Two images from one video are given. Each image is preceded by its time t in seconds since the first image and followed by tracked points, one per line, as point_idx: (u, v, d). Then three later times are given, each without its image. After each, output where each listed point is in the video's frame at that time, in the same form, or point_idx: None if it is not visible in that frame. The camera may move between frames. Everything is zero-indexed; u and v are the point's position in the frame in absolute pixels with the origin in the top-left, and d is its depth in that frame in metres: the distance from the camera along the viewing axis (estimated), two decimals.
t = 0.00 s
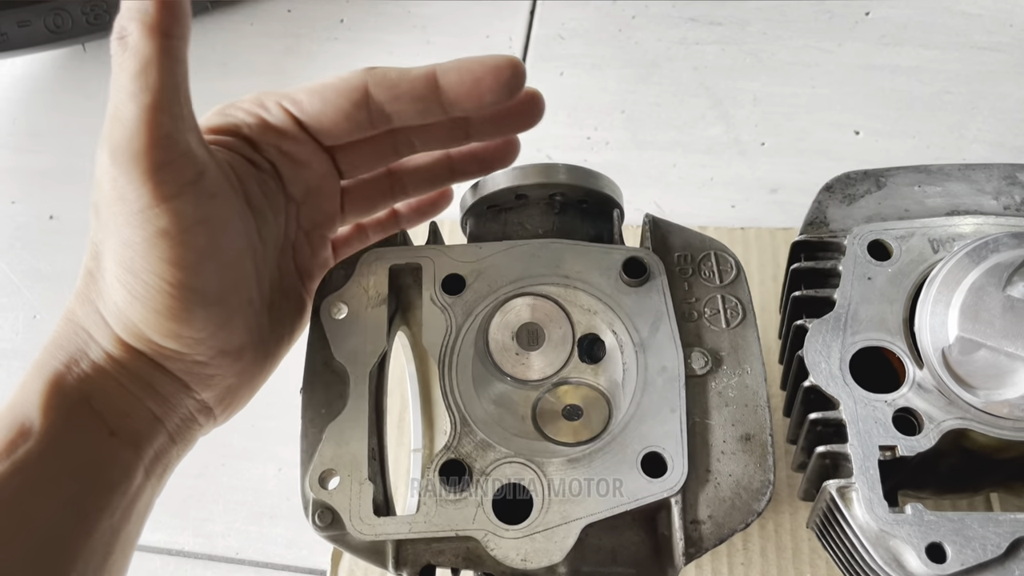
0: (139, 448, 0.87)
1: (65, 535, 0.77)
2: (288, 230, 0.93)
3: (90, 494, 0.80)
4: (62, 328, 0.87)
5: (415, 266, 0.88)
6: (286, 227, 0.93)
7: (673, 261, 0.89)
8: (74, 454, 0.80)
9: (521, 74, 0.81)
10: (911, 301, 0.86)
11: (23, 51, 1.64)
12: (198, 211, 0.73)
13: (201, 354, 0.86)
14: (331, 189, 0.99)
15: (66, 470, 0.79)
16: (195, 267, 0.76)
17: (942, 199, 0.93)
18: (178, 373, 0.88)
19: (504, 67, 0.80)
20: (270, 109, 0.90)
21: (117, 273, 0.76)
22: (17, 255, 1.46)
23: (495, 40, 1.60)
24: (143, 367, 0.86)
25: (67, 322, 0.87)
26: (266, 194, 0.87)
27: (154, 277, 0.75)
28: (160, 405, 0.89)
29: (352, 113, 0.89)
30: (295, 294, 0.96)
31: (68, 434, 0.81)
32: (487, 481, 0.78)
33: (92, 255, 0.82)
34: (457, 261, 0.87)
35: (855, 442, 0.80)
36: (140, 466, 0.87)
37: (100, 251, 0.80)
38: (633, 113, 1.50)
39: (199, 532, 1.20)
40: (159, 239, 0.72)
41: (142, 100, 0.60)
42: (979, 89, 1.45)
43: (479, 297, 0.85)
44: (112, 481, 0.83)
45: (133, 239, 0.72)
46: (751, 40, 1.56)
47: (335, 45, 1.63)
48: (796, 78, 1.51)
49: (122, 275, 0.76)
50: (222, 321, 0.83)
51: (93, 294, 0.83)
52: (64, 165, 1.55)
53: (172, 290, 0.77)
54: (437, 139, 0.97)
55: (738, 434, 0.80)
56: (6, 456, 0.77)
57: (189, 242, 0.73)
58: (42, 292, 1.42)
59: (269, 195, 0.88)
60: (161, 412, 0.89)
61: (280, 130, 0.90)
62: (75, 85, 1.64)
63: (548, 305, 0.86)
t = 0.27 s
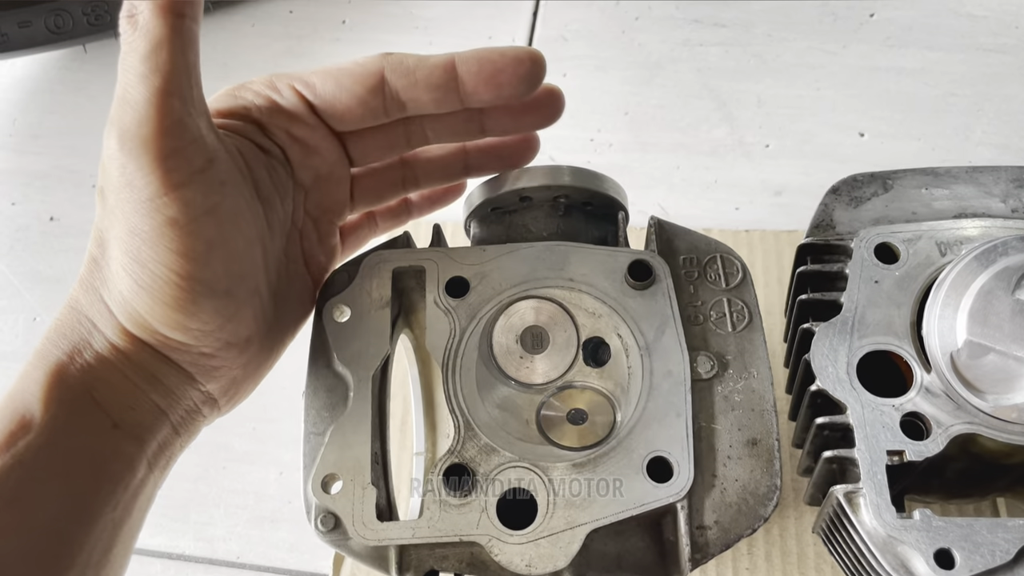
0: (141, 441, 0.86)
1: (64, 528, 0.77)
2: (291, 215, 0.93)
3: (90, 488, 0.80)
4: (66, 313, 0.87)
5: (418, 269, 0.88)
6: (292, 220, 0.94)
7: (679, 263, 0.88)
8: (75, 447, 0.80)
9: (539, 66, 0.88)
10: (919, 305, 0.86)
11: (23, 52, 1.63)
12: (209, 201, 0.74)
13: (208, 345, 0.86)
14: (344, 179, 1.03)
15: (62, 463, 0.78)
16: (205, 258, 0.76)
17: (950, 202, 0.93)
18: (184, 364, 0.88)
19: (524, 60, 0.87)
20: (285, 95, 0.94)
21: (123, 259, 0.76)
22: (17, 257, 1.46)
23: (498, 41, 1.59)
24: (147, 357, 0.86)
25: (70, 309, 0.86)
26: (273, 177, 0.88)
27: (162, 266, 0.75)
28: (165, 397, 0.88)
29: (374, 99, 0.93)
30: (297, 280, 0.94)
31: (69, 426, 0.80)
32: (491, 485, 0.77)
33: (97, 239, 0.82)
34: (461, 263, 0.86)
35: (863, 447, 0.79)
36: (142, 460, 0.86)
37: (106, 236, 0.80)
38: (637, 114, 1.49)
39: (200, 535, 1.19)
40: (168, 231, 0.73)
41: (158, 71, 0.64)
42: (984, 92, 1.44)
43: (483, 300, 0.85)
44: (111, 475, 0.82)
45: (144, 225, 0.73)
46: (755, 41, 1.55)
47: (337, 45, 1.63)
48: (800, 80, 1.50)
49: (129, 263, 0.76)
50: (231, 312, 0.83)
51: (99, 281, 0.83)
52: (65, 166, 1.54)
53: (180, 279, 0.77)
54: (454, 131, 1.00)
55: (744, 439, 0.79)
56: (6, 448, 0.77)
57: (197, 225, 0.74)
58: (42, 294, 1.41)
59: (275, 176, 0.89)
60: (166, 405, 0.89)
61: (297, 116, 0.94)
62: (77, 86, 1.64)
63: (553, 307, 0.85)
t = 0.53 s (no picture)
0: (139, 459, 0.98)
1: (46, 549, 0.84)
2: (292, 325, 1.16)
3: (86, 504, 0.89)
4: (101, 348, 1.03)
5: (418, 269, 0.87)
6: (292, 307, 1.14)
7: (681, 264, 0.88)
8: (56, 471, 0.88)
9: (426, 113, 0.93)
10: (923, 305, 0.85)
11: (21, 52, 1.62)
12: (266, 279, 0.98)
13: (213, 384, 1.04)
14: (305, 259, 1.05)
15: (48, 495, 0.87)
16: (239, 328, 1.00)
17: (954, 202, 0.92)
18: (191, 398, 1.04)
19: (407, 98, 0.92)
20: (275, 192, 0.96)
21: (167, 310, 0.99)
22: (14, 257, 1.45)
23: (498, 41, 1.59)
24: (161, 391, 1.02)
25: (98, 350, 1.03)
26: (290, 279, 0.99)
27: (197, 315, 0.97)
28: (169, 426, 1.03)
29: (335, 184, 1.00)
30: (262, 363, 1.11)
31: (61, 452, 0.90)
32: (492, 488, 0.76)
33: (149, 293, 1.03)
34: (462, 264, 0.85)
35: (867, 449, 0.78)
36: (139, 481, 0.97)
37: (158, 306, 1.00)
38: (638, 114, 1.49)
39: (198, 537, 1.19)
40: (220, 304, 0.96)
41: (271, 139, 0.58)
42: (987, 92, 1.44)
43: (484, 301, 0.84)
44: (103, 495, 0.91)
45: (195, 291, 0.96)
46: (757, 41, 1.55)
47: (337, 45, 1.62)
48: (802, 80, 1.49)
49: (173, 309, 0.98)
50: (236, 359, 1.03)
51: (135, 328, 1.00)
52: (63, 166, 1.54)
53: (209, 332, 0.98)
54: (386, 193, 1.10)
55: (747, 441, 0.78)
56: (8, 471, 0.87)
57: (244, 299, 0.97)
58: (40, 295, 1.41)
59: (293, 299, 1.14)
60: (164, 436, 1.02)
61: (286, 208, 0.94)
62: (75, 85, 1.63)
63: (553, 308, 0.84)
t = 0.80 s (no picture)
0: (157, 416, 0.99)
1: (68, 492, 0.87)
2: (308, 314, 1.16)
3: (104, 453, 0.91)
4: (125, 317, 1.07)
5: (422, 266, 0.87)
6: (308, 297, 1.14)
7: (684, 261, 0.88)
8: (76, 420, 0.92)
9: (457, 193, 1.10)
10: (924, 302, 0.85)
11: (22, 50, 1.62)
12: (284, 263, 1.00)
13: (228, 353, 1.06)
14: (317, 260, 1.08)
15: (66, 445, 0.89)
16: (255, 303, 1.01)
17: (955, 200, 0.92)
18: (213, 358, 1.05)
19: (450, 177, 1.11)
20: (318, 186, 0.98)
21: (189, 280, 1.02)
22: (17, 255, 1.45)
23: (499, 40, 1.59)
24: (181, 358, 1.04)
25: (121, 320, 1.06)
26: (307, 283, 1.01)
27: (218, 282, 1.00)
28: (189, 386, 1.04)
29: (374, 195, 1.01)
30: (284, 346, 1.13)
31: (81, 404, 0.93)
32: (497, 484, 0.76)
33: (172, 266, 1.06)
34: (465, 261, 0.86)
35: (868, 444, 0.79)
36: (157, 435, 0.98)
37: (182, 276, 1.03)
38: (639, 113, 1.49)
39: (200, 534, 1.19)
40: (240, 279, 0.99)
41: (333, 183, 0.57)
42: (987, 91, 1.44)
43: (487, 298, 0.84)
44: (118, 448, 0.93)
45: (219, 265, 0.99)
46: (757, 40, 1.55)
47: (338, 44, 1.62)
48: (802, 79, 1.50)
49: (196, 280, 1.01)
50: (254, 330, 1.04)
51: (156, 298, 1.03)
52: (66, 164, 1.54)
53: (229, 305, 1.00)
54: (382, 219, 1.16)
55: (750, 437, 0.79)
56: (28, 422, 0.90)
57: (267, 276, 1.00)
58: (42, 293, 1.41)
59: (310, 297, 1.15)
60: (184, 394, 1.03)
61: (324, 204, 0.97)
62: (77, 84, 1.63)
63: (557, 305, 0.85)
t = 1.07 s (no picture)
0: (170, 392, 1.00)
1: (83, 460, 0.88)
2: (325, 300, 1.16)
3: (118, 426, 0.92)
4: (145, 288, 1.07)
5: (413, 270, 0.87)
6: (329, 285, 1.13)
7: (672, 265, 0.89)
8: (92, 392, 0.93)
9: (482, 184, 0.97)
10: (908, 304, 0.86)
11: (14, 52, 1.63)
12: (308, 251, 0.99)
13: (244, 333, 1.06)
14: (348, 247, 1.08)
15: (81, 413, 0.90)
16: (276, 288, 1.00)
17: (938, 202, 0.93)
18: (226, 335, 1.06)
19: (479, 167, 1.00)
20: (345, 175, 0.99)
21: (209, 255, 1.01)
22: (8, 257, 1.45)
23: (490, 43, 1.60)
24: (196, 334, 1.04)
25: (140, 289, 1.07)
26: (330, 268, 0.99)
27: (241, 261, 0.99)
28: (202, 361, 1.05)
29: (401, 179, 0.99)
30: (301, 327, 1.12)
31: (97, 377, 0.94)
32: (486, 488, 0.77)
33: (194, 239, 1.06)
34: (456, 265, 0.86)
35: (851, 446, 0.79)
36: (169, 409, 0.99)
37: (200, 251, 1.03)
38: (629, 116, 1.49)
39: (189, 535, 1.19)
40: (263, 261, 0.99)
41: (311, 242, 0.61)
42: (975, 93, 1.45)
43: (477, 302, 0.84)
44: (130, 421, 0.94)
45: (244, 244, 0.99)
46: (747, 43, 1.56)
47: (330, 47, 1.63)
48: (791, 81, 1.50)
49: (218, 256, 1.00)
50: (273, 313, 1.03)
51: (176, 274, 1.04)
52: (57, 166, 1.54)
53: (252, 284, 1.00)
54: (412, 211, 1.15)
55: (738, 441, 0.79)
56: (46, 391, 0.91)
57: (292, 259, 0.99)
58: (32, 294, 1.41)
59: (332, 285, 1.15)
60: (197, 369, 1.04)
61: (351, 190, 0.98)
62: (69, 86, 1.63)
63: (547, 308, 0.85)
